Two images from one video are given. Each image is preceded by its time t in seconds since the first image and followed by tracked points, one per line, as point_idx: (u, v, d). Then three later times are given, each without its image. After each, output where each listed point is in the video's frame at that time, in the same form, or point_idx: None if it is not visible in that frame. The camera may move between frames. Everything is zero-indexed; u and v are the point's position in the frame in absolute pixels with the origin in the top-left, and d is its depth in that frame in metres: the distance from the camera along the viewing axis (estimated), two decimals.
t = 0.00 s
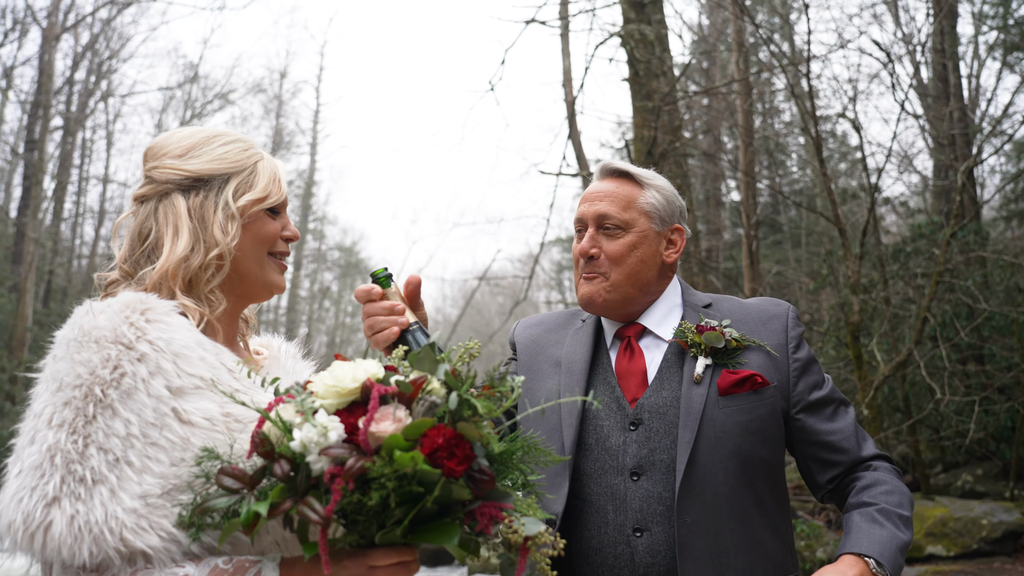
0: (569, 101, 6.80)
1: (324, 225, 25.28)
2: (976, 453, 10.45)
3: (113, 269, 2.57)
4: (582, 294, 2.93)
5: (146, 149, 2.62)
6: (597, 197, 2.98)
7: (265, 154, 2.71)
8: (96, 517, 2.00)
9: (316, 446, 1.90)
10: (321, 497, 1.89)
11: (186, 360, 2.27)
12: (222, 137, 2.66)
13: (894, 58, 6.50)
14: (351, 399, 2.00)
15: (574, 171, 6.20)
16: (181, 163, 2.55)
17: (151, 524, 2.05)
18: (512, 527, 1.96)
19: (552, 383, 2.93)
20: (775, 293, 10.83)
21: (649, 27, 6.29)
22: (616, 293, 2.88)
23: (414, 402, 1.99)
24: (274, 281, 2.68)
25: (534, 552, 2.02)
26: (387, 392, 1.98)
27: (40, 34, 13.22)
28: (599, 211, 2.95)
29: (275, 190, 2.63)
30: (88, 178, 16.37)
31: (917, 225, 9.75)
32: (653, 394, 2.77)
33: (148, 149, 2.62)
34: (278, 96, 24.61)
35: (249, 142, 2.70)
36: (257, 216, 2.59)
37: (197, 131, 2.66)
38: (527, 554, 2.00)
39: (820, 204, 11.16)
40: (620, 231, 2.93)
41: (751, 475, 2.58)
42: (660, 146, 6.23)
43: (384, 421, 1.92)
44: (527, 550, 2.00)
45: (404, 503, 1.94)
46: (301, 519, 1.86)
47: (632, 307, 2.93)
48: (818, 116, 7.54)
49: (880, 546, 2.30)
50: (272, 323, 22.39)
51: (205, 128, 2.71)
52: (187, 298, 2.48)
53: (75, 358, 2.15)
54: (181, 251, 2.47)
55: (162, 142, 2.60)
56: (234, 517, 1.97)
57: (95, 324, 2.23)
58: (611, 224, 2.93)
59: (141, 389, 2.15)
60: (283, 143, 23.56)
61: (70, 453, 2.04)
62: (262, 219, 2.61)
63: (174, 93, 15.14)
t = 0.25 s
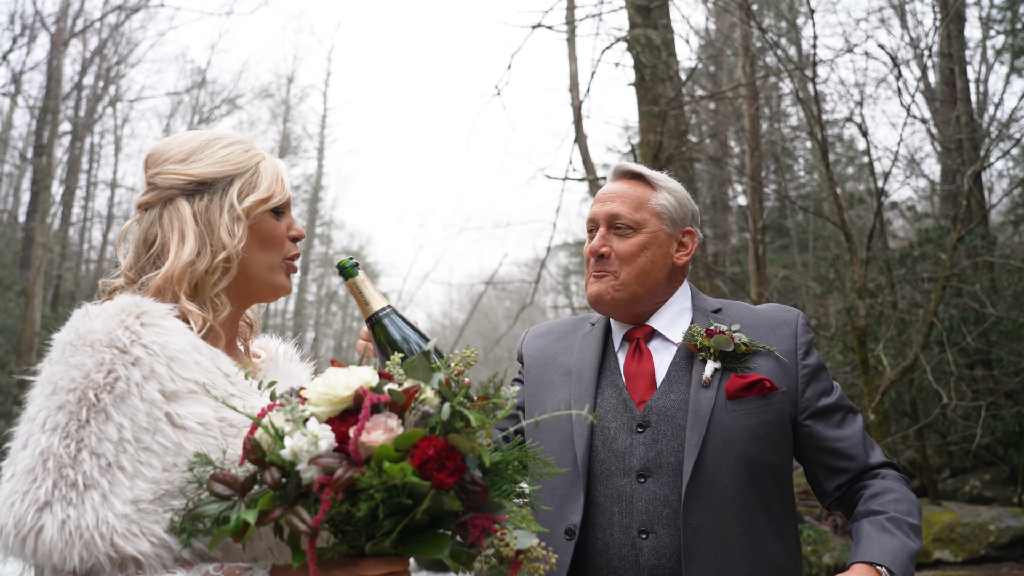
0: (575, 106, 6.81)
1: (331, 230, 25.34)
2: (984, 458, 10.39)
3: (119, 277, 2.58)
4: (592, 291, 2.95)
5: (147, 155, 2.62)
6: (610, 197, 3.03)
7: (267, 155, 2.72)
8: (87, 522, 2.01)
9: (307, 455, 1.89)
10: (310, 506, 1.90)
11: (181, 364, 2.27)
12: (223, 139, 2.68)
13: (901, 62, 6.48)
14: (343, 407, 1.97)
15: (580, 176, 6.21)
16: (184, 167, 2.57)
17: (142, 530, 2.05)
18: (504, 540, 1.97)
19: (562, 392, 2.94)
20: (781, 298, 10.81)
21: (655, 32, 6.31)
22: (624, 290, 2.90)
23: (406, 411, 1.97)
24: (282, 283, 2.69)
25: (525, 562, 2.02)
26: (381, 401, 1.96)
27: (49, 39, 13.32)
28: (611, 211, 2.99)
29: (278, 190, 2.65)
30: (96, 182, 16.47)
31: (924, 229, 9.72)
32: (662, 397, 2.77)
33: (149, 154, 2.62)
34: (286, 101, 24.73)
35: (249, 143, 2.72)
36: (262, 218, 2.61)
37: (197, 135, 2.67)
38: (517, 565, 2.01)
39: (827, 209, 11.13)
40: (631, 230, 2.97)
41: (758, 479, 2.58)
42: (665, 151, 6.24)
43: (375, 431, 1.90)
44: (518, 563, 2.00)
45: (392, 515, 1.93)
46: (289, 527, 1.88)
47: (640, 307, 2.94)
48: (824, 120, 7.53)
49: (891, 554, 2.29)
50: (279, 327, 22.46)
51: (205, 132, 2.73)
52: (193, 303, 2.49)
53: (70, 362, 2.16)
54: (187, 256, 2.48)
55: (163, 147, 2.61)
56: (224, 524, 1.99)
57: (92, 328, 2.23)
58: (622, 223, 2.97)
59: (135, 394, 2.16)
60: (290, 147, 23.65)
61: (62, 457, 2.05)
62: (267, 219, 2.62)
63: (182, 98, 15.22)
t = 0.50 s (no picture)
0: (584, 109, 6.82)
1: (341, 234, 25.43)
2: (995, 462, 10.31)
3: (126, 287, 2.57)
4: (608, 291, 2.97)
5: (144, 166, 2.62)
6: (627, 199, 3.07)
7: (262, 155, 2.73)
8: (84, 528, 1.95)
9: (300, 463, 1.83)
10: (304, 515, 1.85)
11: (178, 369, 2.22)
12: (220, 143, 2.68)
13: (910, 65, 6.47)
14: (338, 414, 1.93)
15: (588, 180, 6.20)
16: (185, 174, 2.56)
17: (139, 536, 1.99)
18: (500, 549, 1.91)
19: (576, 397, 2.97)
20: (790, 302, 10.77)
21: (663, 36, 6.34)
22: (639, 288, 2.92)
23: (401, 419, 1.92)
24: (289, 284, 2.71)
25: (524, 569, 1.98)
26: (375, 408, 1.91)
27: (60, 45, 13.45)
28: (629, 212, 3.02)
29: (279, 189, 2.67)
30: (106, 187, 16.60)
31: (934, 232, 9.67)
32: (677, 399, 2.76)
33: (146, 162, 2.62)
34: (296, 106, 24.86)
35: (244, 144, 2.72)
36: (266, 218, 2.62)
37: (193, 141, 2.67)
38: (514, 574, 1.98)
39: (836, 212, 11.10)
40: (648, 231, 2.99)
41: (772, 484, 2.57)
42: (674, 154, 6.25)
43: (369, 440, 1.86)
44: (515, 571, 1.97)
45: (386, 524, 1.88)
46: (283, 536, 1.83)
47: (655, 308, 2.96)
48: (833, 123, 7.51)
49: (910, 571, 2.26)
50: (289, 331, 22.53)
51: (199, 136, 2.73)
52: (206, 309, 2.49)
53: (67, 367, 2.11)
54: (197, 262, 2.48)
55: (160, 155, 2.61)
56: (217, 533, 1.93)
57: (90, 332, 2.19)
58: (639, 224, 3.00)
59: (132, 398, 2.10)
60: (299, 152, 23.77)
61: (59, 462, 1.99)
62: (271, 219, 2.63)
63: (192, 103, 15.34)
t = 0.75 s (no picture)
0: (596, 112, 6.83)
1: (353, 237, 25.54)
2: (1010, 466, 10.23)
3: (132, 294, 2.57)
4: (639, 296, 3.01)
5: (143, 172, 2.60)
6: (655, 204, 3.08)
7: (260, 155, 2.74)
8: (92, 531, 1.92)
9: (306, 461, 1.85)
10: (311, 514, 1.85)
11: (184, 370, 2.20)
12: (218, 146, 2.68)
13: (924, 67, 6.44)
14: (344, 412, 1.94)
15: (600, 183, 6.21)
16: (187, 179, 2.56)
17: (148, 537, 1.96)
18: (509, 546, 1.92)
19: (603, 398, 3.04)
20: (804, 304, 10.72)
21: (675, 39, 6.33)
22: (669, 292, 2.95)
23: (408, 415, 1.93)
24: (293, 287, 2.72)
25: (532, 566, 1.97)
26: (381, 405, 1.93)
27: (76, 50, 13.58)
28: (657, 218, 3.04)
29: (281, 190, 2.68)
30: (121, 191, 16.75)
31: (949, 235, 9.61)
32: (701, 401, 2.79)
33: (145, 169, 2.60)
34: (308, 110, 25.00)
35: (243, 146, 2.73)
36: (270, 219, 2.63)
37: (190, 145, 2.67)
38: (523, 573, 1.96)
39: (849, 215, 11.05)
40: (677, 236, 3.01)
41: (795, 488, 2.57)
42: (686, 157, 6.25)
43: (375, 437, 1.86)
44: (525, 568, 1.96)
45: (393, 521, 1.89)
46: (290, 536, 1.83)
47: (685, 311, 2.99)
48: (847, 125, 7.48)
49: None
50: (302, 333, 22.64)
51: (196, 140, 2.72)
52: (213, 313, 2.49)
53: (73, 370, 2.10)
54: (203, 267, 2.48)
55: (159, 161, 2.60)
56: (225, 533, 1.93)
57: (96, 336, 2.17)
58: (668, 230, 3.01)
59: (138, 401, 2.08)
60: (312, 155, 23.90)
61: (67, 466, 1.97)
62: (274, 219, 2.65)
63: (205, 107, 15.46)
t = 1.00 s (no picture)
0: (606, 114, 6.83)
1: (363, 239, 25.64)
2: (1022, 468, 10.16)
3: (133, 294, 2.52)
4: (676, 302, 3.00)
5: (150, 171, 2.56)
6: (690, 210, 3.08)
7: (267, 156, 2.71)
8: (103, 534, 1.89)
9: (313, 456, 1.83)
10: (318, 510, 1.84)
11: (193, 371, 2.16)
12: (225, 146, 2.65)
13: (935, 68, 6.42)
14: (349, 407, 1.93)
15: (610, 184, 6.21)
16: (194, 179, 2.52)
17: (160, 539, 1.93)
18: (518, 536, 1.85)
19: (641, 399, 3.06)
20: (814, 306, 10.68)
21: (685, 40, 6.33)
22: (706, 298, 2.94)
23: (413, 407, 1.91)
24: (296, 289, 2.69)
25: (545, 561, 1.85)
26: (386, 398, 1.91)
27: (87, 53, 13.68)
28: (692, 223, 3.03)
29: (287, 190, 2.64)
30: (132, 193, 16.87)
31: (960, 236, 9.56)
32: (739, 406, 2.80)
33: (151, 168, 2.57)
34: (318, 112, 25.12)
35: (250, 147, 2.70)
36: (276, 220, 2.59)
37: (196, 145, 2.63)
38: (534, 565, 1.83)
39: (860, 217, 11.01)
40: (712, 241, 3.00)
41: (831, 495, 2.57)
42: (696, 158, 6.24)
43: (380, 430, 1.85)
44: (535, 560, 1.84)
45: (401, 515, 1.85)
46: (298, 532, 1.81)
47: (723, 316, 2.98)
48: (857, 126, 7.45)
49: None
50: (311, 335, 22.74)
51: (203, 140, 2.69)
52: (219, 313, 2.45)
53: (82, 373, 2.06)
54: (208, 267, 2.43)
55: (165, 160, 2.56)
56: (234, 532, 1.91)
57: (104, 338, 2.13)
58: (704, 235, 3.00)
59: (147, 402, 2.05)
60: (322, 158, 24.02)
61: (78, 469, 1.94)
62: (280, 220, 2.62)
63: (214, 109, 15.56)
